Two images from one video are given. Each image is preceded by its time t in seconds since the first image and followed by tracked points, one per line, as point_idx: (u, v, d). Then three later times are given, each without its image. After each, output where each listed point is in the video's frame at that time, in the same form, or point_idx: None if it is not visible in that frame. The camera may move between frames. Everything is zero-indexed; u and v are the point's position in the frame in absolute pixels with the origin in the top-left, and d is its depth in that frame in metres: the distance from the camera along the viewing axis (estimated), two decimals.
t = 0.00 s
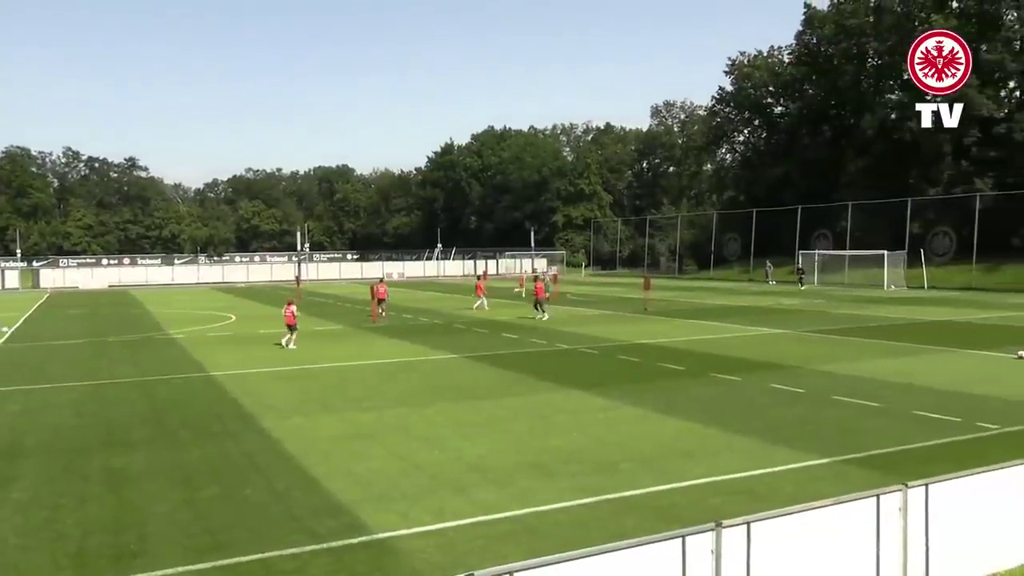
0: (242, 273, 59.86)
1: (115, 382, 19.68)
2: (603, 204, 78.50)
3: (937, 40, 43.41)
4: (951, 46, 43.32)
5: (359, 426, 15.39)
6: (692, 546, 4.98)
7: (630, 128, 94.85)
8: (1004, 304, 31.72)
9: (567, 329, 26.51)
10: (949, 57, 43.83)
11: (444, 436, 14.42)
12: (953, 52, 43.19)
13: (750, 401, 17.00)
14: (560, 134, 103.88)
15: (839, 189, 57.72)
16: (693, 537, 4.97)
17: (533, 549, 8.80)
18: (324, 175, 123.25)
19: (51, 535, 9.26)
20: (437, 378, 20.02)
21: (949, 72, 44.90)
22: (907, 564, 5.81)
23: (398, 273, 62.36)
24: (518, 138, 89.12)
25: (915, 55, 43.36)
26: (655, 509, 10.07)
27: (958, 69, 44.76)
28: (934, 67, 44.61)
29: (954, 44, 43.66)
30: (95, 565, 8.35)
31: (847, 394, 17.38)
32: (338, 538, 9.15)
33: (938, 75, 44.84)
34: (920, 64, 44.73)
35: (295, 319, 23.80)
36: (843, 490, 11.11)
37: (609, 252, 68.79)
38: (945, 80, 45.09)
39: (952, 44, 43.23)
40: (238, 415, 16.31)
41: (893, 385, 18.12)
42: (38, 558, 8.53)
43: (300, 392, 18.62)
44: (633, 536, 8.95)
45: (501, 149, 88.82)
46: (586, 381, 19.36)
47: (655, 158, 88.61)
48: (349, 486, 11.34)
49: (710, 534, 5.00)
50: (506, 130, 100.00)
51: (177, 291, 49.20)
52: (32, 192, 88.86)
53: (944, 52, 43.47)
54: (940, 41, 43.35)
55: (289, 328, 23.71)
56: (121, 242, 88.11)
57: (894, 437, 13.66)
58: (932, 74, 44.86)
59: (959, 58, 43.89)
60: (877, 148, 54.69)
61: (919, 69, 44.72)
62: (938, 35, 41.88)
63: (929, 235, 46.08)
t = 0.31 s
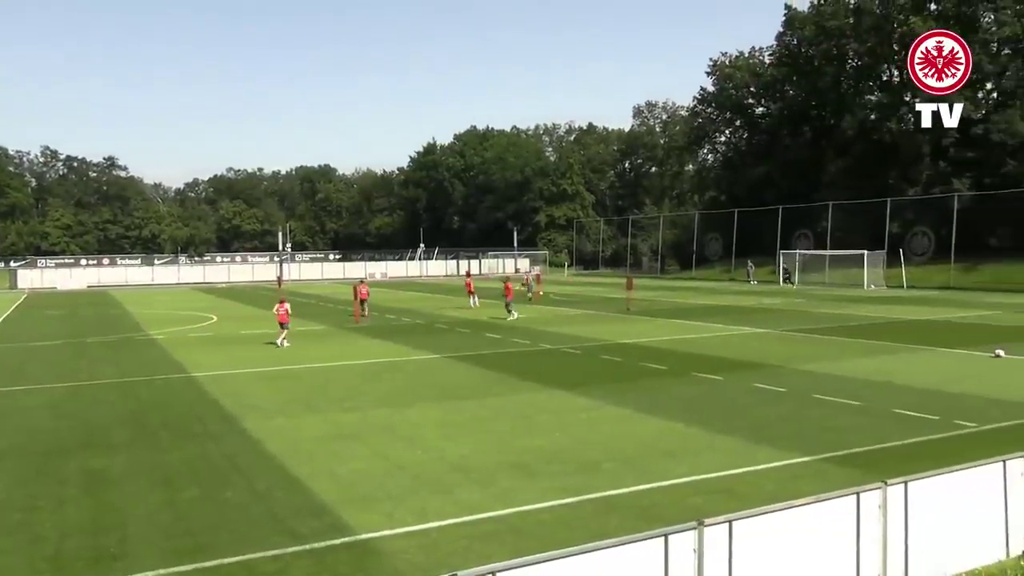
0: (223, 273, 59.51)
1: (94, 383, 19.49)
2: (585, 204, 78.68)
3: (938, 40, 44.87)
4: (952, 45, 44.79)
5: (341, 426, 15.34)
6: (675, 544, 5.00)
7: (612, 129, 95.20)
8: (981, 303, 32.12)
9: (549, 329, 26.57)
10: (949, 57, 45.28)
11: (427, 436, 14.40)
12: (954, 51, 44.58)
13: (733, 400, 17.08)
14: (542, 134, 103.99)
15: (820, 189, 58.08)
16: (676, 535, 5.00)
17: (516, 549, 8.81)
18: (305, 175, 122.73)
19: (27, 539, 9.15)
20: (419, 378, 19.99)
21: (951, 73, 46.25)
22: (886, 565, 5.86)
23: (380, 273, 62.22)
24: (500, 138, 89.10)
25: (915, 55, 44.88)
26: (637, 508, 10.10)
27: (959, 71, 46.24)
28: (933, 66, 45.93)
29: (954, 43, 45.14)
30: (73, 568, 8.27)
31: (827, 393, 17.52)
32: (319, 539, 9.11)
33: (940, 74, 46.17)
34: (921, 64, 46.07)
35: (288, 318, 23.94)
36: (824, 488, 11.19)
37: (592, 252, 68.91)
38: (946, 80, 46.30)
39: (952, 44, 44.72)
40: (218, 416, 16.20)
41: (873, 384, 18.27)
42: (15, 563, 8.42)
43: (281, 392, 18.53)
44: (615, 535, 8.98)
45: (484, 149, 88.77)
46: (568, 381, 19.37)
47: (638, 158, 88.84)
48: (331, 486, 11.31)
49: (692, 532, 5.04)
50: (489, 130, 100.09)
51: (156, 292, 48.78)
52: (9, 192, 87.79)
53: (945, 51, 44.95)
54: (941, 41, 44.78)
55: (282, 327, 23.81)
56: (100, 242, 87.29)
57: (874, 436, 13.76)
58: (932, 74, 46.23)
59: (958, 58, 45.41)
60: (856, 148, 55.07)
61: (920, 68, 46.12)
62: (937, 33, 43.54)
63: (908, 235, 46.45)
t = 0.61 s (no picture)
0: (207, 274, 59.20)
1: (77, 384, 19.38)
2: (570, 204, 78.82)
3: (936, 40, 44.72)
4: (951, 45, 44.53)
5: (325, 427, 15.31)
6: (660, 543, 5.03)
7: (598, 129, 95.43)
8: (962, 303, 32.38)
9: (534, 328, 26.60)
10: (949, 57, 45.04)
11: (413, 436, 14.40)
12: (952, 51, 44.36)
13: (718, 400, 17.16)
14: (528, 134, 104.04)
15: (803, 189, 58.44)
16: (661, 535, 5.02)
17: (502, 549, 8.82)
18: (290, 175, 122.16)
19: (9, 542, 9.09)
20: (404, 378, 19.98)
21: (953, 72, 45.97)
22: (869, 562, 5.92)
23: (366, 273, 62.07)
24: (486, 138, 89.06)
25: (914, 56, 44.61)
26: (623, 508, 10.14)
27: (960, 70, 45.95)
28: (935, 67, 45.62)
29: (954, 42, 44.89)
30: (56, 570, 8.22)
31: (810, 392, 17.63)
32: (304, 540, 9.10)
33: (942, 74, 45.85)
34: (921, 63, 45.79)
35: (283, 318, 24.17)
36: (807, 487, 11.26)
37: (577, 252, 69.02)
38: (946, 80, 46.00)
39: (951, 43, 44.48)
40: (203, 417, 16.14)
41: (855, 383, 18.40)
42: None
43: (267, 393, 18.48)
44: (601, 535, 9.01)
45: (469, 148, 88.72)
46: (554, 381, 19.42)
47: (623, 158, 89.06)
48: (317, 487, 11.29)
49: (677, 532, 5.06)
50: (473, 131, 100.09)
51: (140, 292, 48.47)
52: None
53: (945, 51, 44.74)
54: (940, 40, 44.60)
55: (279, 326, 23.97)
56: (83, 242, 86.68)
57: (857, 435, 13.87)
58: (932, 74, 45.95)
59: (958, 57, 45.12)
60: (839, 149, 55.46)
61: (920, 68, 45.82)
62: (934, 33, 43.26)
63: (890, 235, 46.95)
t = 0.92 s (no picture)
0: (196, 274, 58.91)
1: (65, 385, 19.26)
2: (560, 204, 78.86)
3: (938, 40, 44.18)
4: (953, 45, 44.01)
5: (315, 427, 15.26)
6: (650, 543, 5.03)
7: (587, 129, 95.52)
8: (950, 302, 32.53)
9: (524, 329, 26.59)
10: (951, 58, 44.54)
11: (403, 437, 14.37)
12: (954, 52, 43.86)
13: (708, 399, 17.19)
14: (517, 134, 104.04)
15: (792, 189, 58.64)
16: (651, 534, 5.02)
17: (493, 549, 8.81)
18: (279, 175, 121.86)
19: None
20: (394, 379, 19.93)
21: (952, 74, 45.53)
22: (857, 560, 5.94)
23: (355, 273, 62.02)
24: (475, 138, 88.99)
25: (914, 56, 44.16)
26: (613, 508, 10.15)
27: (960, 71, 45.54)
28: (935, 68, 45.12)
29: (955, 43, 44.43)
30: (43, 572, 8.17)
31: (799, 391, 17.70)
32: (294, 541, 9.07)
33: (942, 75, 45.38)
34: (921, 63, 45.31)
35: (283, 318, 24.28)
36: (795, 487, 11.29)
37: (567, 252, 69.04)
38: (946, 80, 45.52)
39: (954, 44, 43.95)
40: (192, 418, 16.05)
41: (844, 382, 18.47)
42: None
43: (256, 393, 18.41)
44: (591, 535, 9.00)
45: (458, 148, 88.63)
46: (544, 381, 19.41)
47: (612, 158, 89.17)
48: (307, 487, 11.26)
49: (667, 532, 5.06)
50: (463, 130, 100.00)
51: (128, 292, 48.28)
52: None
53: (947, 52, 44.20)
54: (942, 41, 44.10)
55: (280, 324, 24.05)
56: (69, 242, 86.11)
57: (845, 434, 13.91)
58: (932, 75, 45.46)
59: (959, 58, 44.65)
60: (828, 149, 55.65)
61: (920, 68, 45.33)
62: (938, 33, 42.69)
63: (878, 235, 47.15)
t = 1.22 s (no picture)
0: (190, 274, 58.77)
1: (60, 386, 19.24)
2: (555, 204, 78.91)
3: (938, 40, 44.27)
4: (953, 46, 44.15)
5: (310, 428, 15.25)
6: (645, 543, 5.04)
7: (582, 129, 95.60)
8: (943, 302, 32.65)
9: (519, 329, 26.60)
10: (951, 59, 44.67)
11: (397, 437, 14.37)
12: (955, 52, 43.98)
13: (703, 399, 17.20)
14: (512, 134, 104.07)
15: (786, 189, 58.75)
16: (645, 534, 5.03)
17: (487, 549, 8.82)
18: (273, 175, 121.80)
19: None
20: (389, 379, 19.91)
21: (953, 74, 45.69)
22: (851, 559, 5.96)
23: (349, 273, 62.01)
24: (470, 138, 89.02)
25: (914, 56, 44.19)
26: (607, 508, 10.15)
27: (959, 71, 45.72)
28: (936, 68, 45.21)
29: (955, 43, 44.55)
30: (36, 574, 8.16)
31: (794, 391, 17.74)
32: (289, 541, 9.08)
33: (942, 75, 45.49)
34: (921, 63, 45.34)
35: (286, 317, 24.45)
36: (789, 486, 11.32)
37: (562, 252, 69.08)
38: (945, 80, 45.68)
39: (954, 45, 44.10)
40: (187, 419, 16.04)
41: (837, 382, 18.51)
42: None
43: (251, 394, 18.39)
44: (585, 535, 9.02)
45: (453, 148, 88.65)
46: (539, 381, 19.42)
47: (607, 158, 89.28)
48: (302, 488, 11.25)
49: (662, 530, 5.08)
50: (458, 130, 99.98)
51: (121, 293, 48.15)
52: None
53: (947, 52, 44.33)
54: (942, 41, 44.20)
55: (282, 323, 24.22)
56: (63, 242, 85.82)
57: (839, 434, 13.95)
58: (932, 74, 45.50)
59: (960, 58, 44.80)
60: (822, 149, 55.75)
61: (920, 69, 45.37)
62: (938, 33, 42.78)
63: (872, 235, 47.20)
